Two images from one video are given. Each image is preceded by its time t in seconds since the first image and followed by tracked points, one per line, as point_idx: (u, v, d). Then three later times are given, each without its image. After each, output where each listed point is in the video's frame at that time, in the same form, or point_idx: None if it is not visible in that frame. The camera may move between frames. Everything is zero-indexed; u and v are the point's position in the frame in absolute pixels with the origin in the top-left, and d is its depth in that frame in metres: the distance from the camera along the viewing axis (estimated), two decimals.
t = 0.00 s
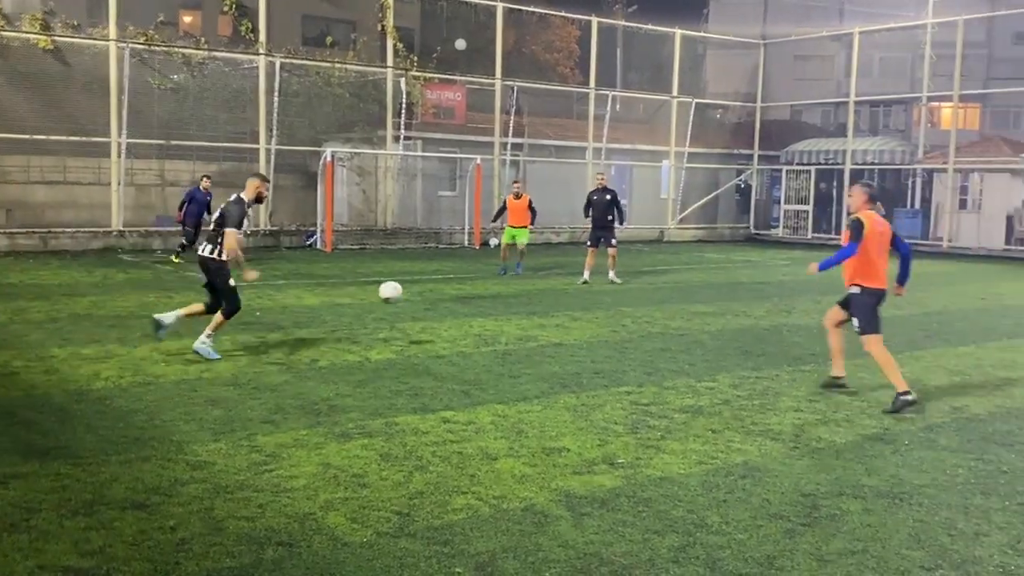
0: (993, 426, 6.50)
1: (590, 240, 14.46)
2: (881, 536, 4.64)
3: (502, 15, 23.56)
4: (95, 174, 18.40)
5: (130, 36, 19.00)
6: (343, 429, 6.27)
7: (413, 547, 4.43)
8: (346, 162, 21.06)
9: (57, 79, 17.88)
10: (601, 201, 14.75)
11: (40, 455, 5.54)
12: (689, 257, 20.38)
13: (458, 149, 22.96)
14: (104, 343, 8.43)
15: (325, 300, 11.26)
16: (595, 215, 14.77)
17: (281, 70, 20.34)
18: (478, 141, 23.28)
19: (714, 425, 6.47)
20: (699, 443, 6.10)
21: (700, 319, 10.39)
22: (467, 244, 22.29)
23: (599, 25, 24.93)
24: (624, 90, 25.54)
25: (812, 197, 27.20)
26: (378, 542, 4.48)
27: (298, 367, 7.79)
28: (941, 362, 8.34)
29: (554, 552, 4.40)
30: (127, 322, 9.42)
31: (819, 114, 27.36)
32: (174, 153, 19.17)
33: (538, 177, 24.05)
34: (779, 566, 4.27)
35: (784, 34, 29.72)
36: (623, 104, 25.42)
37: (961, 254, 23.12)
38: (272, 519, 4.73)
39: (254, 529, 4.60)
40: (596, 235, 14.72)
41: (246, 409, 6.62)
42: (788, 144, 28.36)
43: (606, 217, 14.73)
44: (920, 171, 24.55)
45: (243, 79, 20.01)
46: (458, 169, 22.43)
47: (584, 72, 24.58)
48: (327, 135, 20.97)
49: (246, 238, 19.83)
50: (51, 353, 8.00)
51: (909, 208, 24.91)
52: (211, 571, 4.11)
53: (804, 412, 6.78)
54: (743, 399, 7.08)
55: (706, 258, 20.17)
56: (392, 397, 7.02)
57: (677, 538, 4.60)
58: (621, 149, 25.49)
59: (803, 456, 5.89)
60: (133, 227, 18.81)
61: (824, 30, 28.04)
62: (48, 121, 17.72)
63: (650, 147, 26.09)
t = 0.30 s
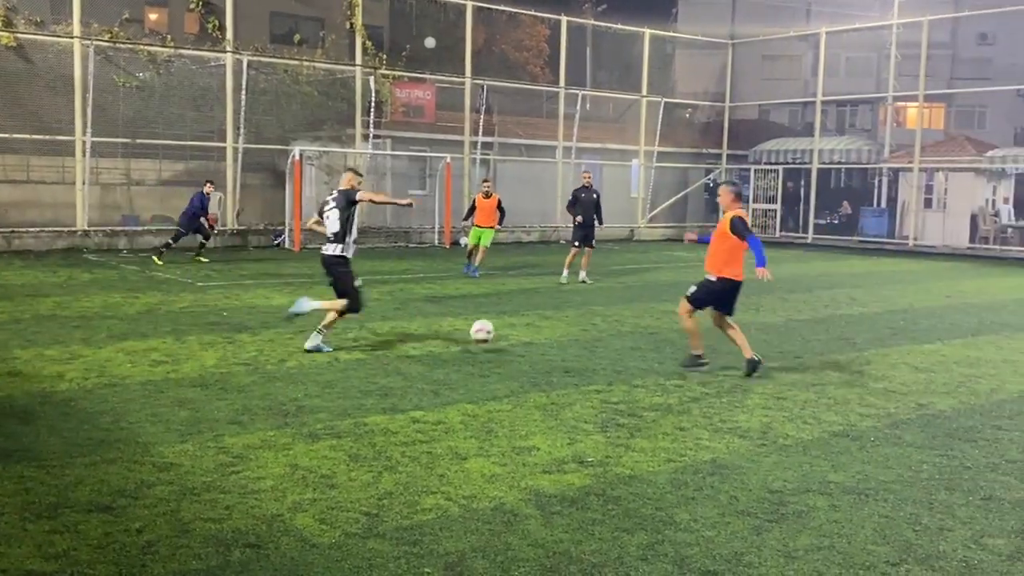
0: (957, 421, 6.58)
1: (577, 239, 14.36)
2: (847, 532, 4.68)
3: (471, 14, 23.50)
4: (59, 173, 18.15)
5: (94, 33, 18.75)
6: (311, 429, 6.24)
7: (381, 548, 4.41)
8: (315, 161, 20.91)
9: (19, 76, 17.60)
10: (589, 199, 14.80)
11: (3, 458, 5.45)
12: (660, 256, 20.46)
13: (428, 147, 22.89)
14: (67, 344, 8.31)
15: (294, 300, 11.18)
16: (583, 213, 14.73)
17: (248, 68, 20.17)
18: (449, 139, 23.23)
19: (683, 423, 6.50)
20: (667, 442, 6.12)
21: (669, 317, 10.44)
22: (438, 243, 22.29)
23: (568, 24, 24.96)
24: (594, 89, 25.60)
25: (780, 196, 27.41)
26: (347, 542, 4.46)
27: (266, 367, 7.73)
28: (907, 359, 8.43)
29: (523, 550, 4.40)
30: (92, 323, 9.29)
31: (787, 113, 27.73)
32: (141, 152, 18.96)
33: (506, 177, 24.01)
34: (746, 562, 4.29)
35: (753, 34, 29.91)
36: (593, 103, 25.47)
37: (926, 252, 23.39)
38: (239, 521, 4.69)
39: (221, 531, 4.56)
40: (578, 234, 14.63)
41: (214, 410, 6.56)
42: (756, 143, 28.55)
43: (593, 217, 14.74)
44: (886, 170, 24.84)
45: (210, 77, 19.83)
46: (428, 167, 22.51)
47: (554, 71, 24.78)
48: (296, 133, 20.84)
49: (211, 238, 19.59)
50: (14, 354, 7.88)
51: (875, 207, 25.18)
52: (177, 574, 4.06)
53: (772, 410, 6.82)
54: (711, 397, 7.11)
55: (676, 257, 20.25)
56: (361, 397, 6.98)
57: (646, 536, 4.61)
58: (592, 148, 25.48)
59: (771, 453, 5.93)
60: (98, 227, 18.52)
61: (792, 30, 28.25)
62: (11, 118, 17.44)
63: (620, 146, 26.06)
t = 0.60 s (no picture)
0: (927, 418, 6.66)
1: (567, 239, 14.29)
2: (820, 529, 4.71)
3: (445, 13, 23.45)
4: (29, 172, 17.94)
5: (63, 31, 18.52)
6: (284, 430, 6.20)
7: (356, 549, 4.39)
8: (287, 160, 20.90)
9: None
10: (578, 203, 14.82)
11: None
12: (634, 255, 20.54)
13: (402, 147, 22.84)
14: (35, 346, 8.20)
15: (267, 301, 11.10)
16: (570, 215, 14.73)
17: (220, 66, 20.02)
18: (423, 139, 23.18)
19: (657, 421, 6.53)
20: (642, 440, 6.14)
21: (643, 316, 10.48)
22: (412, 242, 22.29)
23: (542, 24, 24.99)
24: (568, 89, 25.66)
25: (752, 195, 27.61)
26: (320, 544, 4.43)
27: (239, 368, 7.68)
28: (878, 357, 8.51)
29: (498, 550, 4.39)
30: (61, 324, 9.17)
31: (759, 113, 27.88)
32: (112, 151, 18.77)
33: (481, 175, 24.10)
34: (719, 560, 4.31)
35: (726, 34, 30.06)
36: (568, 102, 25.54)
37: (897, 251, 23.63)
38: (212, 523, 4.65)
39: (193, 533, 4.52)
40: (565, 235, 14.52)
41: (185, 412, 6.50)
42: (729, 143, 28.72)
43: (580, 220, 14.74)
44: (857, 170, 25.09)
45: (182, 76, 19.65)
46: (402, 166, 22.40)
47: (528, 71, 24.80)
48: (269, 132, 20.71)
49: (183, 237, 19.60)
50: None
51: (847, 206, 25.36)
52: None
53: (745, 408, 6.87)
54: (685, 396, 7.15)
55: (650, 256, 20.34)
56: (335, 398, 6.94)
57: (620, 534, 4.62)
58: (566, 148, 25.59)
59: (744, 451, 5.97)
60: (68, 226, 18.35)
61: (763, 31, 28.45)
62: None
63: (595, 145, 26.13)
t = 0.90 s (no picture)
0: (899, 416, 6.73)
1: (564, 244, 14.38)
2: (794, 527, 4.74)
3: (420, 12, 23.40)
4: None
5: (33, 29, 18.31)
6: (259, 432, 6.16)
7: (332, 550, 4.37)
8: (262, 160, 20.71)
9: None
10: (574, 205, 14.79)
11: None
12: (611, 255, 20.59)
13: (377, 146, 22.90)
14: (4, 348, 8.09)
15: (240, 301, 11.03)
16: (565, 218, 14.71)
17: (193, 66, 19.85)
18: (399, 138, 23.14)
19: (632, 421, 6.55)
20: (617, 439, 6.15)
21: (618, 315, 10.51)
22: (387, 243, 22.21)
23: (517, 24, 25.00)
24: (543, 89, 25.70)
25: (727, 195, 27.76)
26: (296, 545, 4.41)
27: (213, 369, 7.61)
28: (851, 355, 8.59)
29: (474, 550, 4.39)
30: (30, 326, 9.06)
31: (733, 113, 28.09)
32: (84, 151, 18.57)
33: (458, 175, 24.12)
34: (695, 558, 4.34)
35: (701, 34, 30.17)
36: (543, 102, 25.59)
37: (870, 250, 23.83)
38: (186, 526, 4.61)
39: (167, 536, 4.48)
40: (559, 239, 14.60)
41: (159, 414, 6.44)
42: (703, 143, 28.86)
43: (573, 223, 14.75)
44: (830, 170, 25.31)
45: (155, 75, 19.48)
46: (377, 166, 22.43)
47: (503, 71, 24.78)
48: (243, 132, 20.57)
49: (156, 238, 19.28)
50: None
51: (820, 206, 25.57)
52: None
53: (720, 406, 6.91)
54: (661, 395, 7.18)
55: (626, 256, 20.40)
56: (310, 399, 6.91)
57: (597, 534, 4.63)
58: (542, 148, 25.65)
59: (719, 449, 6.00)
60: (39, 227, 18.14)
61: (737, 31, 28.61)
62: None
63: (571, 146, 26.25)
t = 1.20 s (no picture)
0: (871, 413, 6.81)
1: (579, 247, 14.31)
2: (768, 524, 4.79)
3: (394, 12, 23.40)
4: None
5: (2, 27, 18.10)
6: (233, 433, 6.13)
7: (306, 551, 4.36)
8: (235, 159, 20.60)
9: None
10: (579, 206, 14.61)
11: None
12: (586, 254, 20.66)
13: (352, 146, 22.74)
14: None
15: (214, 302, 10.97)
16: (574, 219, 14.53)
17: (165, 64, 19.69)
18: (373, 138, 23.05)
19: (607, 419, 6.58)
20: (593, 438, 6.18)
21: (593, 314, 10.56)
22: (363, 242, 22.13)
23: (492, 24, 25.05)
24: (519, 89, 25.75)
25: (701, 195, 27.80)
26: (270, 546, 4.40)
27: (186, 370, 7.57)
28: (823, 353, 8.68)
29: (450, 550, 4.40)
30: None
31: (707, 113, 28.17)
32: (54, 150, 18.37)
33: (433, 174, 24.08)
34: (669, 556, 4.37)
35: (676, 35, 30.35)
36: (519, 102, 25.60)
37: (842, 250, 24.05)
38: (159, 528, 4.59)
39: (140, 538, 4.45)
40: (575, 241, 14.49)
41: (131, 415, 6.40)
42: (678, 143, 29.04)
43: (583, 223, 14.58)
44: (802, 170, 25.52)
45: (127, 74, 19.31)
46: (352, 166, 22.34)
47: (479, 71, 24.79)
48: (216, 131, 20.42)
49: (129, 238, 19.14)
50: None
51: (792, 206, 25.76)
52: None
53: (694, 404, 6.96)
54: (637, 393, 7.22)
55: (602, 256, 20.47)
56: (285, 399, 6.89)
57: (572, 532, 4.65)
58: (517, 148, 25.58)
59: (693, 447, 6.05)
60: (9, 226, 17.92)
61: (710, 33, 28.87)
62: None
63: (546, 146, 26.20)
